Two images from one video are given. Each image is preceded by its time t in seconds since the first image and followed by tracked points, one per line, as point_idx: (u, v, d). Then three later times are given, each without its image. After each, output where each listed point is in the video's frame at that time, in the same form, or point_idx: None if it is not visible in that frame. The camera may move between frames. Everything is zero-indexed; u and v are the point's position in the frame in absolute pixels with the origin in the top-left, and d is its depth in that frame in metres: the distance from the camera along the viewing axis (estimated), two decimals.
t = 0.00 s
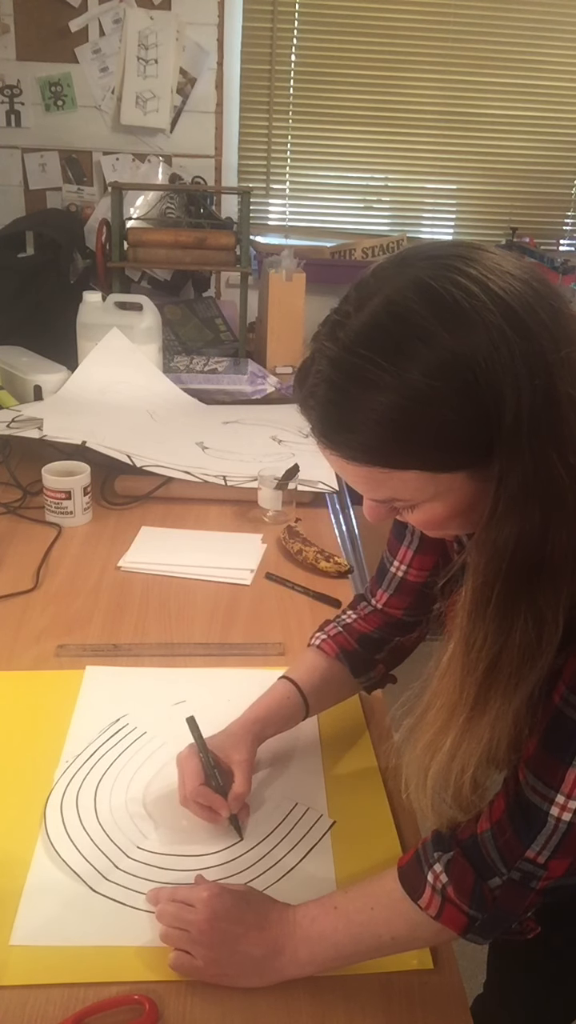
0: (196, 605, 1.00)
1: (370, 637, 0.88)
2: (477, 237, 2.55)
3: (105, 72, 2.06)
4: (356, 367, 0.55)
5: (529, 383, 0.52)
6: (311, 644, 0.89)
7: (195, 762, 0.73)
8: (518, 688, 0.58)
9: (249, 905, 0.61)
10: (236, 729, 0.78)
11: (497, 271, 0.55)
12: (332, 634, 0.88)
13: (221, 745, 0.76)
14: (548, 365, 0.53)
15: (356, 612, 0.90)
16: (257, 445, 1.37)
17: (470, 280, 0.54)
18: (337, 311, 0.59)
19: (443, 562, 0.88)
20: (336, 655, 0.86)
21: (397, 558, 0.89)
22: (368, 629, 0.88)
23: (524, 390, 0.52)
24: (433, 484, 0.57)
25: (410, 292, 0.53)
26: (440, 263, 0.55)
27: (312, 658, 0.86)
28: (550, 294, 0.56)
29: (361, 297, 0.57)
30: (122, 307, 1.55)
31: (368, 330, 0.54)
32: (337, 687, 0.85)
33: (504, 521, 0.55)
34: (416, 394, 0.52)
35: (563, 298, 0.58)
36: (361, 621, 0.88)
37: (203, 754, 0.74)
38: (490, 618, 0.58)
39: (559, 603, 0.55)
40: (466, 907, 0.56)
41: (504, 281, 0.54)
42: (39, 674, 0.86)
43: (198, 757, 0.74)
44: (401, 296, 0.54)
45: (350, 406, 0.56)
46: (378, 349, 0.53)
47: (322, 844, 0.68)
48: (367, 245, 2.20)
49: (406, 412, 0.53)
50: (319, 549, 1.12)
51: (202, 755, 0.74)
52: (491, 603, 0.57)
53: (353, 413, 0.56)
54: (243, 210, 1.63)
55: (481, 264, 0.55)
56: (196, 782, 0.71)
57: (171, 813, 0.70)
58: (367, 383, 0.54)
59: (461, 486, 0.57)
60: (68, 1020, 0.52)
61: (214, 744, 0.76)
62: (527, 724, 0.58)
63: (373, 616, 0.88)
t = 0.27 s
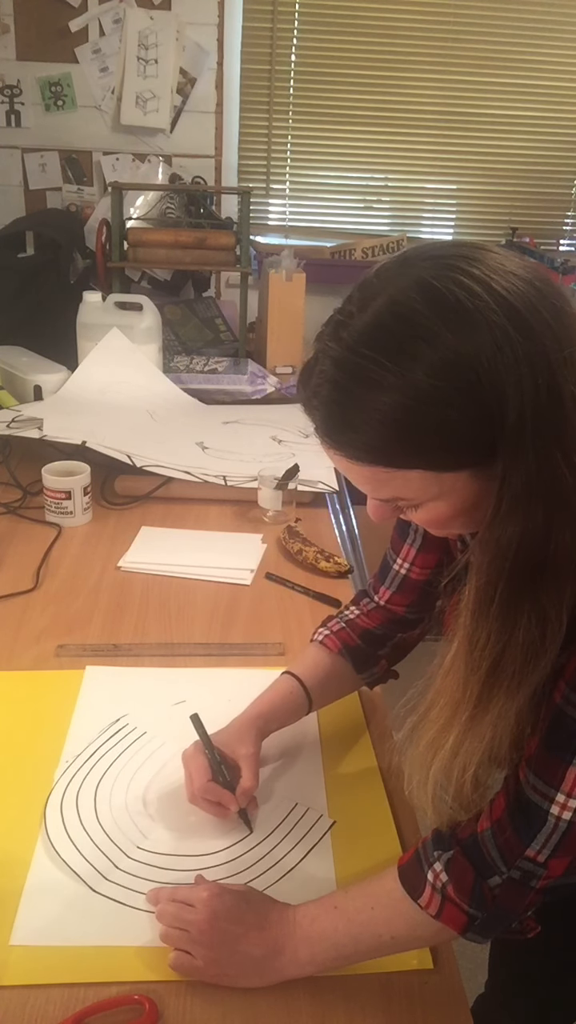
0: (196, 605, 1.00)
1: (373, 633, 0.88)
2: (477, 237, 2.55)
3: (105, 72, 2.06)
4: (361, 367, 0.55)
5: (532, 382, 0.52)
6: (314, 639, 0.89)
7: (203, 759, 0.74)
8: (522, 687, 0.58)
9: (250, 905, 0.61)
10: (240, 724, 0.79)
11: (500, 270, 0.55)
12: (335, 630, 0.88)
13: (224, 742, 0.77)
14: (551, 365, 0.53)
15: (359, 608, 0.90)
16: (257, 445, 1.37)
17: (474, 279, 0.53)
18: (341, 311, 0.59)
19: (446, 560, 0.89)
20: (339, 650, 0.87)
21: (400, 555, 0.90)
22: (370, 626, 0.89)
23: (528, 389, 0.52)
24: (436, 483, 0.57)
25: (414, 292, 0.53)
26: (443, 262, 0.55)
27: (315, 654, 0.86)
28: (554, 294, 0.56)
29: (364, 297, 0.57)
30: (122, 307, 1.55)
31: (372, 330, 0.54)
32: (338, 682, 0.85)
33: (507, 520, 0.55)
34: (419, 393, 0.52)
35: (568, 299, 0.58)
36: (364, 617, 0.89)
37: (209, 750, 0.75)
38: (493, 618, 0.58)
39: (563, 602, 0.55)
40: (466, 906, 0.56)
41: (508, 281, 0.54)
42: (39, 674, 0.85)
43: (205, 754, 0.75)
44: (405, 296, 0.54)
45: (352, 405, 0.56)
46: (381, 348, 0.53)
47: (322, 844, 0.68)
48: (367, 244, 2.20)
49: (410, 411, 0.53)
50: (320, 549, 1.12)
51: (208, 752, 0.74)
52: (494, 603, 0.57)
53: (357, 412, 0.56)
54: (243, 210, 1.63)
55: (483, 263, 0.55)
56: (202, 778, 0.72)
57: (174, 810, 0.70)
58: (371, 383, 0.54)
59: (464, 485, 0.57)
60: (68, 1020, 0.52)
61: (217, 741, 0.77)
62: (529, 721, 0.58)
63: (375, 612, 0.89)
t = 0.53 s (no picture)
0: (196, 605, 1.00)
1: (376, 629, 0.89)
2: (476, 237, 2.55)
3: (105, 72, 2.06)
4: (362, 368, 0.55)
5: (533, 382, 0.52)
6: (317, 634, 0.89)
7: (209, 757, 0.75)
8: (523, 687, 0.58)
9: (250, 905, 0.61)
10: (244, 719, 0.79)
11: (501, 270, 0.55)
12: (338, 626, 0.89)
13: (230, 737, 0.77)
14: (552, 365, 0.53)
15: (362, 605, 0.91)
16: (257, 445, 1.37)
17: (474, 279, 0.53)
18: (343, 311, 0.59)
19: (448, 558, 0.89)
20: (342, 646, 0.87)
21: (402, 553, 0.90)
22: (374, 622, 0.89)
23: (528, 389, 0.52)
24: (438, 482, 0.57)
25: (414, 292, 0.53)
26: (443, 262, 0.55)
27: (318, 650, 0.86)
28: (555, 295, 0.56)
29: (366, 297, 0.57)
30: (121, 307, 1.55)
31: (374, 330, 0.54)
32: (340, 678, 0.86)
33: (508, 519, 0.55)
34: (420, 393, 0.53)
35: (569, 300, 0.58)
36: (367, 614, 0.89)
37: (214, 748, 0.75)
38: (494, 617, 0.58)
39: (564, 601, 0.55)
40: (466, 905, 0.57)
41: (508, 281, 0.54)
42: (39, 674, 0.86)
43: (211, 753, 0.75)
44: (405, 296, 0.54)
45: (354, 404, 0.56)
46: (383, 348, 0.53)
47: (322, 845, 0.68)
48: (367, 244, 2.20)
49: (411, 411, 0.53)
50: (320, 549, 1.12)
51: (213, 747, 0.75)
52: (495, 602, 0.57)
53: (359, 412, 0.56)
54: (243, 210, 1.63)
55: (484, 264, 0.55)
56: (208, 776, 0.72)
57: (175, 809, 0.71)
58: (373, 383, 0.54)
59: (466, 485, 0.57)
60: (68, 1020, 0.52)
61: (221, 737, 0.77)
62: (530, 719, 0.58)
63: (378, 609, 0.89)
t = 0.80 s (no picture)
0: (196, 605, 1.00)
1: (378, 625, 0.89)
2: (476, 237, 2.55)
3: (105, 72, 2.06)
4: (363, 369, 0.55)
5: (532, 382, 0.52)
6: (320, 631, 0.90)
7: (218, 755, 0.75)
8: (524, 686, 0.58)
9: (249, 905, 0.61)
10: (248, 714, 0.80)
11: (500, 271, 0.54)
12: (340, 622, 0.89)
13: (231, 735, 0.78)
14: (551, 365, 0.52)
15: (364, 600, 0.91)
16: (257, 445, 1.37)
17: (474, 280, 0.53)
18: (343, 312, 0.59)
19: (450, 557, 0.89)
20: (344, 643, 0.88)
21: (404, 551, 0.90)
22: (376, 618, 0.90)
23: (528, 389, 0.52)
24: (440, 483, 0.57)
25: (414, 293, 0.53)
26: (443, 263, 0.55)
27: (320, 646, 0.87)
28: (555, 297, 0.56)
29: (366, 298, 0.57)
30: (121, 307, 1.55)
31: (374, 330, 0.54)
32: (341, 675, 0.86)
33: (510, 518, 0.55)
34: (421, 394, 0.53)
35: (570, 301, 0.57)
36: (369, 610, 0.90)
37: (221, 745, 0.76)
38: (494, 617, 0.58)
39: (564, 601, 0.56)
40: (466, 904, 0.57)
41: (508, 282, 0.54)
42: (39, 674, 0.86)
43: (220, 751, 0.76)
44: (405, 297, 0.54)
45: (355, 405, 0.56)
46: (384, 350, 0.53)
47: (322, 845, 0.68)
48: (367, 244, 2.20)
49: (411, 412, 0.54)
50: (320, 549, 1.12)
51: (218, 746, 0.75)
52: (495, 602, 0.57)
53: (362, 412, 0.56)
54: (243, 210, 1.63)
55: (484, 264, 0.55)
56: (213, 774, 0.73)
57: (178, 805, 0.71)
58: (373, 383, 0.54)
59: (467, 484, 0.57)
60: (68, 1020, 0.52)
61: (226, 733, 0.78)
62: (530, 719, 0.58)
63: (379, 606, 0.90)
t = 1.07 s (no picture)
0: (196, 605, 1.00)
1: (380, 622, 0.90)
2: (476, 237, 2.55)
3: (105, 72, 2.06)
4: (363, 370, 0.55)
5: (532, 382, 0.52)
6: (322, 627, 0.91)
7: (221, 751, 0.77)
8: (524, 686, 0.58)
9: (249, 905, 0.61)
10: (248, 714, 0.80)
11: (500, 273, 0.54)
12: (343, 619, 0.90)
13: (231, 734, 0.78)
14: (551, 365, 0.52)
15: (366, 596, 0.92)
16: (257, 445, 1.37)
17: (474, 282, 0.53)
18: (343, 313, 0.59)
19: (451, 556, 0.89)
20: (347, 638, 0.88)
21: (406, 549, 0.90)
22: (378, 614, 0.90)
23: (528, 390, 0.52)
24: (441, 483, 0.58)
25: (414, 295, 0.54)
26: (443, 264, 0.55)
27: (324, 642, 0.88)
28: (556, 298, 0.55)
29: (367, 298, 0.57)
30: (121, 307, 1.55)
31: (374, 331, 0.54)
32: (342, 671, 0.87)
33: (511, 517, 0.55)
34: (420, 396, 0.53)
35: (571, 302, 0.57)
36: (371, 606, 0.90)
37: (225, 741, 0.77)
38: (494, 616, 0.58)
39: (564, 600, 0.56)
40: (466, 903, 0.57)
41: (508, 284, 0.54)
42: (39, 674, 0.86)
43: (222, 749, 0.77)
44: (405, 299, 0.54)
45: (355, 405, 0.56)
46: (384, 351, 0.54)
47: (322, 845, 0.68)
48: (367, 244, 2.20)
49: (412, 414, 0.54)
50: (319, 549, 1.12)
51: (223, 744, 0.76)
52: (495, 601, 0.57)
53: (362, 413, 0.56)
54: (244, 210, 1.63)
55: (483, 264, 0.55)
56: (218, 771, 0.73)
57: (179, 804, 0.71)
58: (374, 385, 0.55)
59: (468, 484, 0.57)
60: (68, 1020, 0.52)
61: (228, 732, 0.78)
62: (531, 718, 0.58)
63: (382, 602, 0.90)
